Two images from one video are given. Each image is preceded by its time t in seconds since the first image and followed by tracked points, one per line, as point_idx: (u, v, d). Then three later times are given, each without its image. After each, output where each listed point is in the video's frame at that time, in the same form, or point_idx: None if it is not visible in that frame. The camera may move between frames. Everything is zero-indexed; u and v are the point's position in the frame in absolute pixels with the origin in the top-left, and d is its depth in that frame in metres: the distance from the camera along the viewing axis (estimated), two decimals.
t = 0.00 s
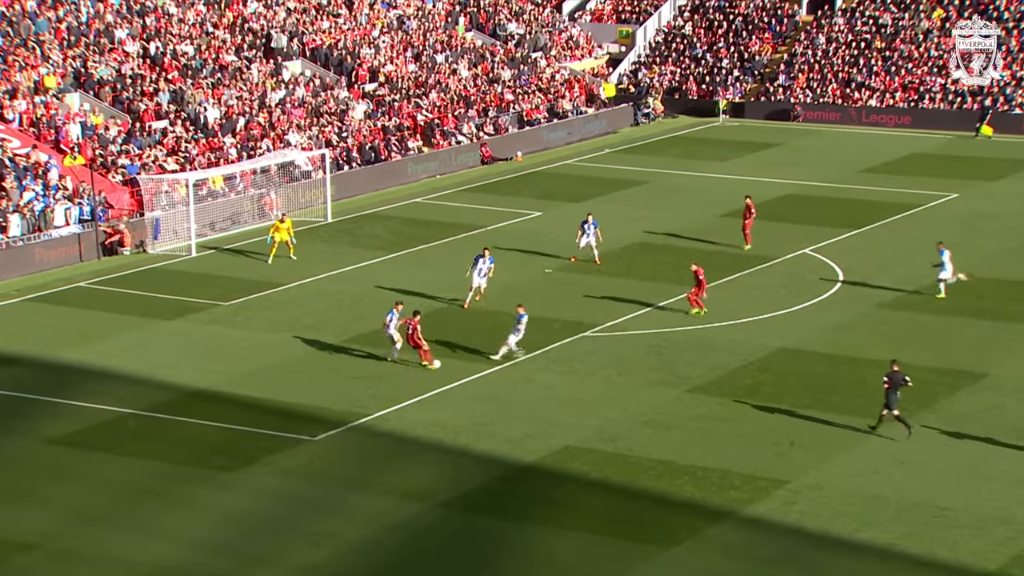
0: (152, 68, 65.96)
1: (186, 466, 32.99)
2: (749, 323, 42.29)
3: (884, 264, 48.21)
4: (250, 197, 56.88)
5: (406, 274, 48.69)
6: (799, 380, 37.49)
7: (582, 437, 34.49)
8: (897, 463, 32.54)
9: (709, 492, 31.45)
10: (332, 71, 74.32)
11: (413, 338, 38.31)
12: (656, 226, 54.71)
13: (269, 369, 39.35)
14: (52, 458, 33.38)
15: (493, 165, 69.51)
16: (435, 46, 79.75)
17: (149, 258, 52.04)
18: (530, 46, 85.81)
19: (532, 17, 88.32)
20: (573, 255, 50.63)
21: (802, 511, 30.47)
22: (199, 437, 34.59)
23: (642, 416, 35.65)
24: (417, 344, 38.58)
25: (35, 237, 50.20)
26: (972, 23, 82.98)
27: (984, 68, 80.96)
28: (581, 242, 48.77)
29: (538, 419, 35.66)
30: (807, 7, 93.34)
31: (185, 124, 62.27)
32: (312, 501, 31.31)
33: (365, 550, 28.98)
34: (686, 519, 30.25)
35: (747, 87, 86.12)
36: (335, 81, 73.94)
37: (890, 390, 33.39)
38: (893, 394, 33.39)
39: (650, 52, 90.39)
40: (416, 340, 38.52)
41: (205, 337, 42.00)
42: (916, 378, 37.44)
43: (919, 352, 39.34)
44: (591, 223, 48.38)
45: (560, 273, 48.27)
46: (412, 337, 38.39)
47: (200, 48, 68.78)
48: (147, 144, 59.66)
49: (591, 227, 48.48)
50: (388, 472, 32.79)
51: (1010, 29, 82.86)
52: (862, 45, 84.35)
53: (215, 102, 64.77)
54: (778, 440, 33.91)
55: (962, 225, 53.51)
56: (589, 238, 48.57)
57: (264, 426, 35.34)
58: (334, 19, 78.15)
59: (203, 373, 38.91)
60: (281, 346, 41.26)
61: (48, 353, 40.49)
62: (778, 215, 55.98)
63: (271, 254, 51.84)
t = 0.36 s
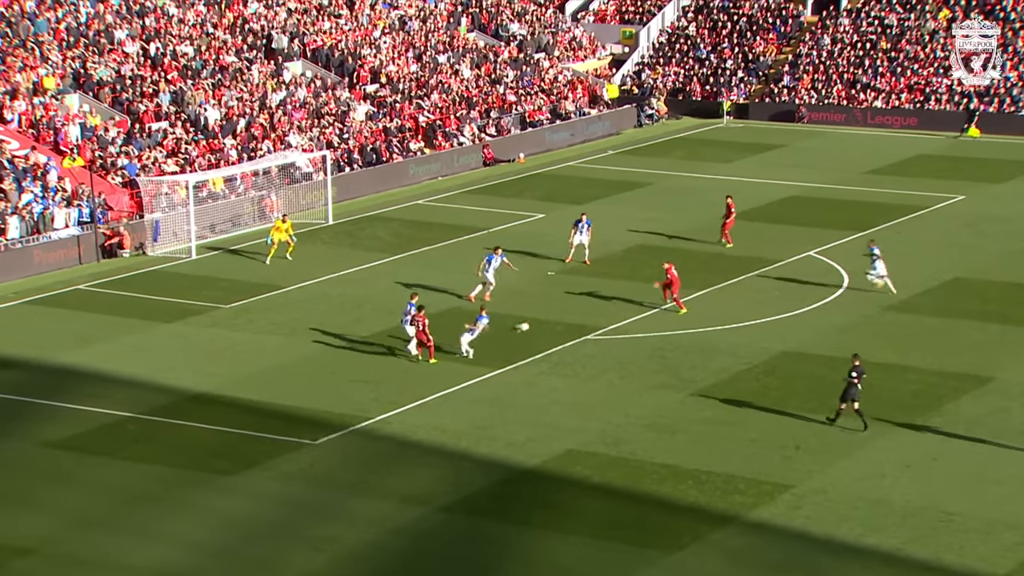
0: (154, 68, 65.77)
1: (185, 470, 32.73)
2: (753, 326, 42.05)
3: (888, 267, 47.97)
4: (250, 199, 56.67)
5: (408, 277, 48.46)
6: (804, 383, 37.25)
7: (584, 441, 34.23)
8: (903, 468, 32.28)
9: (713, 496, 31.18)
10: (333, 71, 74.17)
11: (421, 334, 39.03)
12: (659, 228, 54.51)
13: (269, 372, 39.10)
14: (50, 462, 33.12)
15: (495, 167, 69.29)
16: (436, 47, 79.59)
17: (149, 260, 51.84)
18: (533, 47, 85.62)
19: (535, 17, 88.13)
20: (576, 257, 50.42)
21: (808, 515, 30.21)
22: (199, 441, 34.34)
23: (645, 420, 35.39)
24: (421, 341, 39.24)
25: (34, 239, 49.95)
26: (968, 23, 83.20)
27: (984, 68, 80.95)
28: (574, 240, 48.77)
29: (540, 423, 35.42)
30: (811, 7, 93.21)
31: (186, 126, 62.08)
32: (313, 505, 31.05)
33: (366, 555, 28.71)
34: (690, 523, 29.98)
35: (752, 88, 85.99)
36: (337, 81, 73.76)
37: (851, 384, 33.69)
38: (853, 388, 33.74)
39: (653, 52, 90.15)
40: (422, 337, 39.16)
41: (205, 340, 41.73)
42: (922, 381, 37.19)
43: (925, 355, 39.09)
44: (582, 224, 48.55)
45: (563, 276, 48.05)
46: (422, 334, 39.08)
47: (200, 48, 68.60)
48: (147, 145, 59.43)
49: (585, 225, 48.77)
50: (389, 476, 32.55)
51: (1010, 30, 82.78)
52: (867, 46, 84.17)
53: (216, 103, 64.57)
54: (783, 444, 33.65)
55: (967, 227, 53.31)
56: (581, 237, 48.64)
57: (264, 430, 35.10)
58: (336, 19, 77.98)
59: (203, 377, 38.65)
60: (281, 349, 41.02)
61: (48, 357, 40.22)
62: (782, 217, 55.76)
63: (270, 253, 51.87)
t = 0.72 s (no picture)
0: (155, 68, 65.54)
1: (186, 474, 32.47)
2: (758, 329, 41.78)
3: (894, 270, 47.69)
4: (251, 201, 56.38)
5: (410, 279, 48.21)
6: (809, 387, 36.98)
7: (588, 445, 33.96)
8: (910, 472, 32.00)
9: (718, 501, 30.90)
10: (335, 73, 73.94)
11: (417, 329, 38.62)
12: (664, 230, 54.25)
13: (270, 375, 38.84)
14: (50, 466, 32.88)
15: (498, 169, 69.01)
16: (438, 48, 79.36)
17: (150, 263, 51.60)
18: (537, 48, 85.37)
19: (538, 17, 87.84)
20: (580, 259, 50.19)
21: (813, 520, 29.93)
22: (200, 445, 34.08)
23: (649, 424, 35.12)
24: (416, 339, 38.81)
25: (34, 242, 49.74)
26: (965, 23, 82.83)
27: (985, 68, 80.61)
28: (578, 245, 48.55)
29: (544, 427, 35.15)
30: (818, 7, 92.97)
31: (186, 128, 61.89)
32: (315, 509, 30.78)
33: (368, 560, 28.45)
34: (695, 527, 29.70)
35: (759, 89, 85.99)
36: (339, 82, 73.50)
37: (827, 377, 34.35)
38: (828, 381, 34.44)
39: (657, 53, 89.79)
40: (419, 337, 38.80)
41: (206, 344, 41.48)
42: (928, 385, 36.92)
43: (931, 358, 38.82)
44: (586, 231, 48.31)
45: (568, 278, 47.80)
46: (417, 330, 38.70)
47: (201, 49, 68.30)
48: (148, 147, 59.23)
49: (589, 231, 48.47)
50: (392, 480, 32.28)
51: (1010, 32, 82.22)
52: (875, 45, 83.82)
53: (217, 104, 64.34)
54: (789, 448, 33.38)
55: (975, 229, 53.02)
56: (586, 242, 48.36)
57: (266, 433, 34.84)
58: (338, 20, 77.72)
59: (204, 380, 38.41)
60: (283, 352, 40.77)
61: (48, 360, 39.98)
62: (787, 219, 55.47)
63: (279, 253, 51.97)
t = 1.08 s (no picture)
0: (164, 68, 65.33)
1: (193, 480, 32.10)
2: (771, 333, 41.33)
3: (909, 273, 47.25)
4: (259, 203, 56.02)
5: (420, 283, 47.87)
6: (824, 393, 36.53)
7: (600, 451, 33.54)
8: (927, 480, 31.54)
9: (732, 508, 30.47)
10: (343, 74, 73.69)
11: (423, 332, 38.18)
12: (677, 233, 53.86)
13: (278, 380, 38.49)
14: (55, 471, 32.53)
15: (508, 171, 68.62)
16: (448, 49, 79.06)
17: (156, 266, 51.28)
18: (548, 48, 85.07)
19: (549, 18, 87.47)
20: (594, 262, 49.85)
21: (829, 528, 29.48)
22: (207, 450, 33.72)
23: (662, 430, 34.70)
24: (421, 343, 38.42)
25: (39, 245, 49.43)
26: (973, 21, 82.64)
27: (985, 68, 80.50)
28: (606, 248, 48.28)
29: (555, 432, 34.74)
30: (833, 8, 92.55)
31: (194, 129, 61.67)
32: (323, 516, 30.39)
33: (377, 567, 28.04)
34: (708, 535, 29.27)
35: (774, 90, 85.51)
36: (349, 82, 73.24)
37: (824, 377, 34.20)
38: (828, 382, 34.26)
39: (670, 54, 89.50)
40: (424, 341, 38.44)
41: (213, 348, 41.14)
42: (944, 391, 36.47)
43: (946, 363, 38.39)
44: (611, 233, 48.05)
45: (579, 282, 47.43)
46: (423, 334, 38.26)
47: (209, 50, 68.05)
48: (155, 148, 58.98)
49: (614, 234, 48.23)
50: (401, 486, 31.88)
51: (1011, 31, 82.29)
52: (891, 46, 83.44)
53: (224, 105, 64.07)
54: (803, 455, 32.94)
55: (993, 233, 52.52)
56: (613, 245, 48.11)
57: (274, 439, 34.46)
58: (347, 20, 77.47)
59: (211, 385, 38.05)
60: (291, 357, 40.42)
61: (54, 364, 39.66)
62: (800, 222, 55.07)
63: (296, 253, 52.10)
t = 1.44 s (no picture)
0: (174, 68, 65.00)
1: (201, 487, 31.67)
2: (787, 338, 40.81)
3: (927, 277, 46.72)
4: (268, 206, 55.78)
5: (432, 286, 47.45)
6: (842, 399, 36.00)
7: (614, 457, 33.05)
8: (947, 488, 31.00)
9: (748, 516, 29.94)
10: (354, 75, 73.32)
11: (434, 337, 37.71)
12: (694, 235, 53.40)
13: (288, 385, 38.06)
14: (62, 478, 32.14)
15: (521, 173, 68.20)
16: (459, 50, 78.64)
17: (164, 269, 51.09)
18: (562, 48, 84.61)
19: (563, 18, 86.93)
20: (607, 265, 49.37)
21: (847, 536, 28.95)
22: (215, 456, 33.29)
23: (677, 436, 34.20)
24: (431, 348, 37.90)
25: (46, 248, 49.11)
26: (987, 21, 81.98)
27: (984, 69, 80.29)
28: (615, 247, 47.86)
29: (568, 439, 34.25)
30: (851, 7, 91.89)
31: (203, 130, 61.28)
32: (332, 523, 29.93)
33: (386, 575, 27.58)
34: (724, 543, 28.76)
35: (790, 92, 84.99)
36: (360, 83, 72.86)
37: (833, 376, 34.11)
38: (836, 379, 34.14)
39: (685, 54, 89.23)
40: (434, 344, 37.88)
41: (223, 352, 40.75)
42: (963, 397, 35.92)
43: (965, 369, 37.84)
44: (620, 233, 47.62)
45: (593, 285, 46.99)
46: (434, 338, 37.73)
47: (218, 50, 67.71)
48: (163, 150, 58.58)
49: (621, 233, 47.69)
50: (412, 493, 31.41)
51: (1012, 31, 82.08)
52: (909, 47, 82.87)
53: (233, 107, 63.71)
54: (821, 462, 32.41)
55: (1014, 236, 51.94)
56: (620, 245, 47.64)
57: (283, 445, 34.02)
58: (358, 21, 77.10)
59: (220, 390, 37.64)
60: (301, 361, 40.00)
61: (62, 369, 39.28)
62: (816, 225, 54.57)
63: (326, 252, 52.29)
